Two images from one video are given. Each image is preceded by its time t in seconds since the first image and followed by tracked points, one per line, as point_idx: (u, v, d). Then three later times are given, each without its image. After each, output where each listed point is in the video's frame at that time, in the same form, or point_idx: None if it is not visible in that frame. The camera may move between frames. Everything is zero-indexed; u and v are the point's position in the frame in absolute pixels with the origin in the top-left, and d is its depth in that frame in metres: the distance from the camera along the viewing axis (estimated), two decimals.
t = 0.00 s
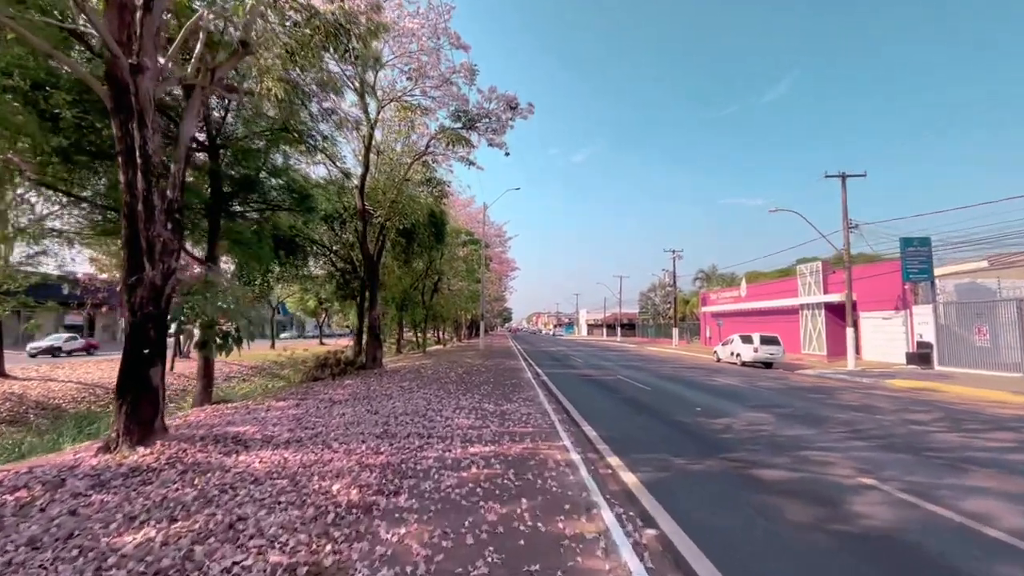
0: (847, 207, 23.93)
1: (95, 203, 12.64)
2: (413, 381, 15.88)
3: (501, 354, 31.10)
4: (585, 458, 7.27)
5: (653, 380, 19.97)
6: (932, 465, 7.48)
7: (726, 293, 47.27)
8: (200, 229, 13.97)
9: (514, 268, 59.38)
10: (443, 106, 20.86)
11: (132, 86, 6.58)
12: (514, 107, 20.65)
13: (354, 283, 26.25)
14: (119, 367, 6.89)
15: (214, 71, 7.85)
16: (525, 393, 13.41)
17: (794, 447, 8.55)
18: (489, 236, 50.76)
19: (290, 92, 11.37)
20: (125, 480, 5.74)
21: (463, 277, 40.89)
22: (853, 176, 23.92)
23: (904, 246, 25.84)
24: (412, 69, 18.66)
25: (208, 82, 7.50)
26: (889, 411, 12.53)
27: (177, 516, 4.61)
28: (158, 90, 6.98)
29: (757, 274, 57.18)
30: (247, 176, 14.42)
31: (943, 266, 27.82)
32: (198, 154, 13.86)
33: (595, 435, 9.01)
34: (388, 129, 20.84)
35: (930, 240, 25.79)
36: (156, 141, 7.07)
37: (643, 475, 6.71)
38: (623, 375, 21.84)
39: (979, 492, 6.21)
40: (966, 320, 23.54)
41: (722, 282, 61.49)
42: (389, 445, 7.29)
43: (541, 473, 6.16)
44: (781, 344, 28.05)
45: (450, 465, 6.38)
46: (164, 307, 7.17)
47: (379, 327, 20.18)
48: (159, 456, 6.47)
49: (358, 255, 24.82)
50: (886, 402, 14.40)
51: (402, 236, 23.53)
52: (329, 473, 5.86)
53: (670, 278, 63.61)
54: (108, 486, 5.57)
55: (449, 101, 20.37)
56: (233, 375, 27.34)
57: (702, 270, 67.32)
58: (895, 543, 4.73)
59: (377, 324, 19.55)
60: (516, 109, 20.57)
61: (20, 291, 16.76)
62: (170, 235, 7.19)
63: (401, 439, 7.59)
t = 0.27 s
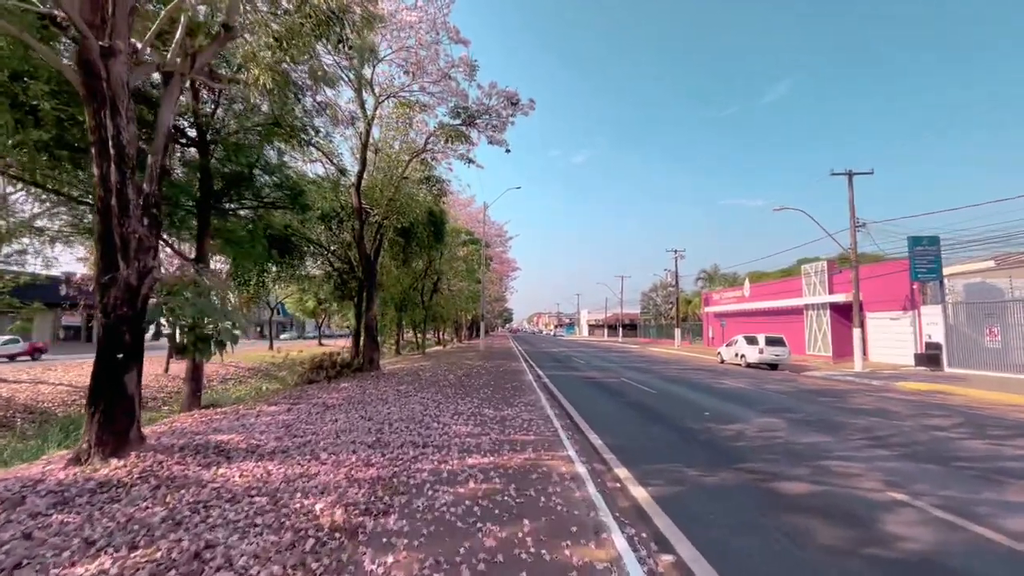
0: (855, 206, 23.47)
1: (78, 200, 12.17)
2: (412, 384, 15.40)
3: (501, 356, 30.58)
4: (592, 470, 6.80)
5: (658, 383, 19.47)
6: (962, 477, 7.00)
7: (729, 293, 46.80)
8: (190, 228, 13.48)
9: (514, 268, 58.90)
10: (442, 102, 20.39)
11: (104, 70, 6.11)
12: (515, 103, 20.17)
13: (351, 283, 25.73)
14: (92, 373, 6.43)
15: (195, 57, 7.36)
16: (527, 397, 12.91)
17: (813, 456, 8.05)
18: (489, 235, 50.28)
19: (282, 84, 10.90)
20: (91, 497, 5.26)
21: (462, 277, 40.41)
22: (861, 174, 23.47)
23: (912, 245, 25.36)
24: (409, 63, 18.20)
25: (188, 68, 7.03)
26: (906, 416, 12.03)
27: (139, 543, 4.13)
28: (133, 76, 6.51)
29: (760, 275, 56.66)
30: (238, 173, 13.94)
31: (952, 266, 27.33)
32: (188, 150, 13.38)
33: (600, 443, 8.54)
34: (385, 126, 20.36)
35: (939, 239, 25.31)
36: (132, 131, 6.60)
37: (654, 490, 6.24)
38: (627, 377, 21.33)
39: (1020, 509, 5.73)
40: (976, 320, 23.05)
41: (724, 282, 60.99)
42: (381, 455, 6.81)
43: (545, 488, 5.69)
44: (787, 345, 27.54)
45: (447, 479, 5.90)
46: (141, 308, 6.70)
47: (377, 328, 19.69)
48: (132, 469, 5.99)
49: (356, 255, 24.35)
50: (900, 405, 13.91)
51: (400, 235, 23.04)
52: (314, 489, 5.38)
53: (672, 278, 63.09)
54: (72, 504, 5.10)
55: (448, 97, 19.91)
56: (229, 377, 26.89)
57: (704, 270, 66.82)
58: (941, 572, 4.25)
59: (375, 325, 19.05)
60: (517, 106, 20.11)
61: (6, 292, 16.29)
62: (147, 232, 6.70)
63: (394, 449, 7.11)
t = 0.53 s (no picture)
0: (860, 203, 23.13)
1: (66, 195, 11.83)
2: (411, 384, 15.06)
3: (501, 356, 30.18)
4: (596, 476, 6.43)
5: (662, 384, 19.09)
6: (987, 483, 6.64)
7: (732, 293, 46.42)
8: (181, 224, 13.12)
9: (515, 268, 58.57)
10: (442, 98, 20.06)
11: (79, 52, 5.78)
12: (515, 99, 19.81)
13: (350, 282, 25.39)
14: (68, 373, 6.08)
15: (179, 41, 7.03)
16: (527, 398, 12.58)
17: (826, 460, 7.69)
18: (489, 234, 49.96)
19: (274, 74, 10.54)
20: (62, 506, 4.91)
21: (463, 277, 40.06)
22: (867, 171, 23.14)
23: (919, 244, 25.00)
24: (408, 57, 17.86)
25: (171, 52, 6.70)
26: (919, 418, 11.65)
27: (104, 560, 3.77)
28: (111, 59, 6.18)
29: (762, 274, 56.26)
30: (232, 168, 13.58)
31: (959, 265, 26.94)
32: (180, 144, 13.05)
33: (605, 447, 8.18)
34: (383, 122, 20.02)
35: (947, 238, 24.93)
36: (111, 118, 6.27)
37: (663, 497, 5.89)
38: (630, 378, 20.97)
39: None
40: (985, 320, 22.66)
41: (726, 282, 60.59)
42: (374, 460, 6.45)
43: (547, 496, 5.32)
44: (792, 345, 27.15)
45: (442, 487, 5.53)
46: (122, 306, 6.36)
47: (375, 328, 19.36)
48: (108, 476, 5.63)
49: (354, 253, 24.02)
50: (911, 407, 13.54)
51: (399, 233, 22.68)
52: (300, 499, 5.01)
53: (673, 278, 62.68)
54: (39, 514, 4.75)
55: (447, 92, 19.58)
56: (226, 378, 26.56)
57: (706, 270, 66.42)
58: None
59: (373, 324, 18.71)
60: (518, 101, 19.77)
61: None
62: (127, 224, 6.35)
63: (388, 454, 6.74)
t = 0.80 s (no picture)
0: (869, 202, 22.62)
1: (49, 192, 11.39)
2: (409, 388, 14.58)
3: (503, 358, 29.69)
4: (604, 493, 5.94)
5: (667, 387, 18.57)
6: None
7: (735, 294, 45.91)
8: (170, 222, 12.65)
9: (517, 269, 58.10)
10: (442, 94, 19.59)
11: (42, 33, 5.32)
12: (517, 95, 19.31)
13: (349, 283, 24.90)
14: (34, 379, 5.64)
15: (157, 24, 6.56)
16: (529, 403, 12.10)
17: (848, 473, 7.19)
18: (490, 234, 49.54)
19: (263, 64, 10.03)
20: (13, 529, 4.44)
21: (463, 277, 39.58)
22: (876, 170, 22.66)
23: (929, 244, 24.48)
24: (407, 52, 17.40)
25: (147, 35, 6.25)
26: (939, 425, 11.14)
27: None
28: (79, 41, 5.72)
29: (766, 276, 55.71)
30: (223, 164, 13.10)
31: (970, 266, 26.39)
32: (169, 140, 12.59)
33: (611, 457, 7.69)
34: (382, 118, 19.55)
35: (957, 238, 24.41)
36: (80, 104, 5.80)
37: (677, 517, 5.40)
38: (634, 381, 20.47)
39: None
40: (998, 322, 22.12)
41: (730, 283, 60.05)
42: (364, 475, 5.96)
43: (551, 517, 4.83)
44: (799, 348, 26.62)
45: (436, 507, 5.04)
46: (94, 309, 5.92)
47: (373, 329, 18.89)
48: (72, 494, 5.16)
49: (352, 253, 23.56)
50: (928, 412, 13.03)
51: (398, 233, 22.19)
52: (276, 522, 4.52)
53: (676, 279, 62.11)
54: None
55: (448, 88, 19.12)
56: (223, 380, 26.14)
57: (709, 271, 65.87)
58: None
59: (370, 326, 18.23)
60: (520, 98, 19.29)
61: None
62: (97, 219, 5.87)
63: (379, 467, 6.25)
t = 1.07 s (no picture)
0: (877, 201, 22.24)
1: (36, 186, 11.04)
2: (407, 389, 14.20)
3: (504, 358, 29.35)
4: (611, 502, 5.56)
5: (671, 389, 18.19)
6: None
7: (739, 295, 45.50)
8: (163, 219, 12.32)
9: (518, 269, 57.82)
10: (443, 90, 19.26)
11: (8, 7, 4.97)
12: (519, 90, 18.94)
13: (348, 282, 24.54)
14: (2, 380, 5.28)
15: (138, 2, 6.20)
16: (531, 404, 11.72)
17: (869, 480, 6.79)
18: (491, 234, 49.25)
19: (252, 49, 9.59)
20: None
21: (464, 277, 39.23)
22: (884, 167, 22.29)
23: (938, 243, 24.07)
24: (407, 46, 17.07)
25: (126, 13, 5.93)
26: (956, 428, 10.75)
27: None
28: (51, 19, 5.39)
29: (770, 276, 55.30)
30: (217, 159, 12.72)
31: (979, 265, 25.96)
32: (162, 134, 12.27)
33: (618, 462, 7.31)
34: (381, 114, 19.20)
35: (966, 237, 24.00)
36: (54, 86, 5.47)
37: (690, 528, 5.04)
38: (638, 382, 20.08)
39: None
40: (1008, 322, 21.70)
41: (733, 283, 59.68)
42: (356, 482, 5.59)
43: (556, 530, 4.47)
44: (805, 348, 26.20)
45: (432, 519, 4.67)
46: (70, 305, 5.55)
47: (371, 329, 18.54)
48: (40, 503, 4.80)
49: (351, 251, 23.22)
50: (943, 415, 12.63)
51: (398, 232, 21.84)
52: (258, 536, 4.15)
53: (678, 279, 61.68)
54: None
55: (448, 83, 18.79)
56: (221, 380, 25.83)
57: (712, 272, 65.47)
58: None
59: (369, 326, 17.86)
60: (522, 93, 18.94)
61: None
62: (71, 209, 5.52)
63: (373, 474, 5.88)
